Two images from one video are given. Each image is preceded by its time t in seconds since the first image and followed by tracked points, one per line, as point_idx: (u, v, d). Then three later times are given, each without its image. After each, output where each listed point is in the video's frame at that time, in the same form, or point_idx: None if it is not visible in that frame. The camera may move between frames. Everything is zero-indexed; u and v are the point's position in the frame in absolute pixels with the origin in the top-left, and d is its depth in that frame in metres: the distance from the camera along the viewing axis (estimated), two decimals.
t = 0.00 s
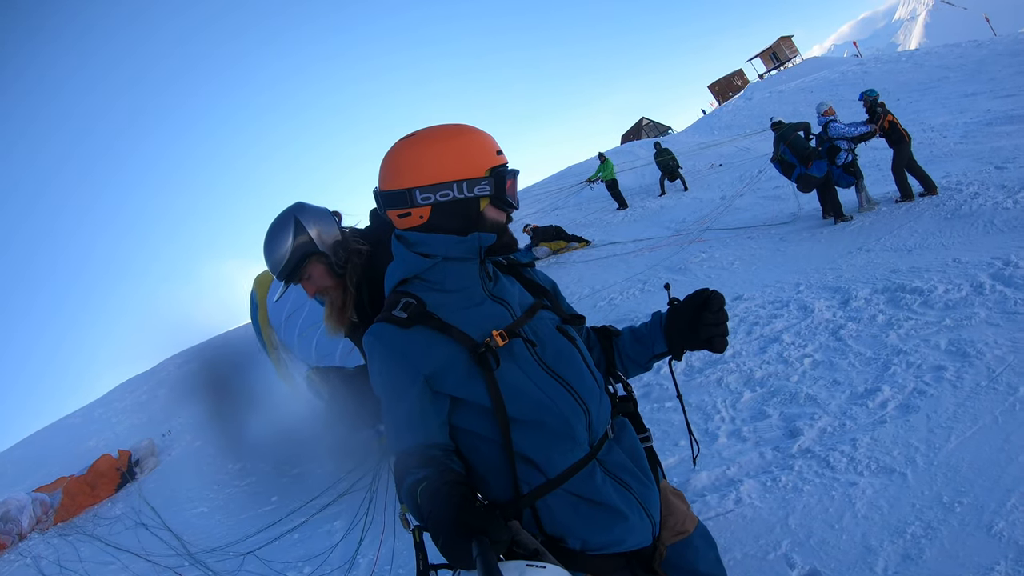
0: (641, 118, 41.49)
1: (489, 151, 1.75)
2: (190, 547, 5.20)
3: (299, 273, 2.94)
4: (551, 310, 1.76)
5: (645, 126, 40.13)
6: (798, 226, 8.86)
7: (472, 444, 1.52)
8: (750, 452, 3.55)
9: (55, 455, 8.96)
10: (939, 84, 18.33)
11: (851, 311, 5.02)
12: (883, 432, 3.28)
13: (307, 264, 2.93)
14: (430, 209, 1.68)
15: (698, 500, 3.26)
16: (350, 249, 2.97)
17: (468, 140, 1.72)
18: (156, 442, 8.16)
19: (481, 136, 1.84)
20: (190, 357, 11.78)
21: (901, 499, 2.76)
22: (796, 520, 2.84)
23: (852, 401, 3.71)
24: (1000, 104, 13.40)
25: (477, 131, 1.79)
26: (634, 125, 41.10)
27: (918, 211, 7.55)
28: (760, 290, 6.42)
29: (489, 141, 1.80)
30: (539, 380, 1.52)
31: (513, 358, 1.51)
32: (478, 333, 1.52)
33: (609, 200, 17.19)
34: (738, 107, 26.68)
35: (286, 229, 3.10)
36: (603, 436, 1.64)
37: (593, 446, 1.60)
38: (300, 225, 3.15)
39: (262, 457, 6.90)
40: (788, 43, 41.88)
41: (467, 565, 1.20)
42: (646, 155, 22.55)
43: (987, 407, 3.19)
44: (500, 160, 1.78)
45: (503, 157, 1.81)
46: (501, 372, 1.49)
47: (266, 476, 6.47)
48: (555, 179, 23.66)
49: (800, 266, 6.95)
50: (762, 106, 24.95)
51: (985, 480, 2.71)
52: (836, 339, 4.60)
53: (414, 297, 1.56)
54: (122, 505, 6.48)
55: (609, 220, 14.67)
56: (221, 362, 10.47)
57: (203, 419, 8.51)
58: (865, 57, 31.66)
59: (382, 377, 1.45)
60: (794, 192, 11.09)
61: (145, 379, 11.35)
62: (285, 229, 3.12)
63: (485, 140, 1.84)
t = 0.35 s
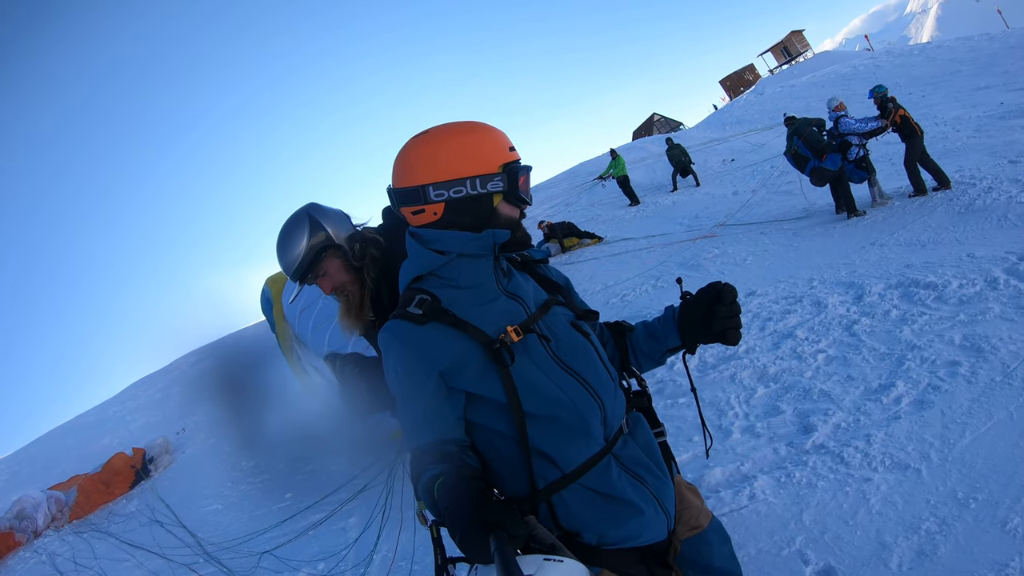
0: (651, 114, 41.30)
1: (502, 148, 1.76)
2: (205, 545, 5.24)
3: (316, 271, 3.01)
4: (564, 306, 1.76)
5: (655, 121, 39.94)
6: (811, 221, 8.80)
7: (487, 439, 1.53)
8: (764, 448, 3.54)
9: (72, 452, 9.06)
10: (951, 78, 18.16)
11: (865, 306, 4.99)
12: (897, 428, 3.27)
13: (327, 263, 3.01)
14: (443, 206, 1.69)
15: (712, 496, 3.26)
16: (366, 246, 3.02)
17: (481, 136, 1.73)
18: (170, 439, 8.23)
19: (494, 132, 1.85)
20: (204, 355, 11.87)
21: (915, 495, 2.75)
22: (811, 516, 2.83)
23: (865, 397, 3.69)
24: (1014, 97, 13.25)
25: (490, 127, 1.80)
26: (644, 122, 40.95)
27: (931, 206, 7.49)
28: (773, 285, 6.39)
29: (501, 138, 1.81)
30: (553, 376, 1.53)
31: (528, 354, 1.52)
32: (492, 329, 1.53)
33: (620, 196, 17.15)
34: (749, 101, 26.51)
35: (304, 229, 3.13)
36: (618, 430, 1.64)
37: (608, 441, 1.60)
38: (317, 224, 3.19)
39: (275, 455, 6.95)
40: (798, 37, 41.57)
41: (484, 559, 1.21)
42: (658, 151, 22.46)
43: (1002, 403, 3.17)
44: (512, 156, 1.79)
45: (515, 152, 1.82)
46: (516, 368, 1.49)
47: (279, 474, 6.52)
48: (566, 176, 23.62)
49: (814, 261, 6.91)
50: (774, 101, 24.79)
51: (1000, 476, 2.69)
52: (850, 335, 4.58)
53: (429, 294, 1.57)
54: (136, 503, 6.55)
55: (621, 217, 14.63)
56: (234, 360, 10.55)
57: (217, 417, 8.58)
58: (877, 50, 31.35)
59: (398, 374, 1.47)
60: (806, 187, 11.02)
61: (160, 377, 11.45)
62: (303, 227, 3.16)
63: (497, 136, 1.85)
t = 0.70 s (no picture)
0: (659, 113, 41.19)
1: (510, 142, 1.76)
2: (213, 541, 5.28)
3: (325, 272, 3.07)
4: (573, 300, 1.76)
5: (664, 121, 39.82)
6: (820, 220, 8.76)
7: (497, 434, 1.53)
8: (773, 446, 3.53)
9: (82, 449, 9.12)
10: (960, 76, 18.03)
11: (874, 304, 4.97)
12: (907, 426, 3.25)
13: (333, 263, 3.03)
14: (451, 201, 1.69)
15: (721, 494, 3.25)
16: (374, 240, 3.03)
17: (488, 132, 1.73)
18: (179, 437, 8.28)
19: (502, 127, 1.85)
20: (213, 353, 11.93)
21: (924, 493, 2.74)
22: (819, 514, 2.83)
23: (875, 395, 3.67)
24: None
25: (497, 122, 1.80)
26: (652, 121, 40.84)
27: (940, 204, 7.45)
28: (782, 284, 6.37)
29: (509, 132, 1.81)
30: (563, 371, 1.53)
31: (537, 349, 1.53)
32: (502, 324, 1.54)
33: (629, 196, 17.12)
34: (758, 100, 26.41)
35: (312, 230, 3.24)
36: (627, 426, 1.64)
37: (617, 436, 1.60)
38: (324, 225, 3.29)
39: (284, 453, 6.98)
40: (807, 35, 41.36)
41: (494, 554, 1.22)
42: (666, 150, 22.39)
43: (1013, 401, 3.15)
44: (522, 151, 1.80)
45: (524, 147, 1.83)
46: (525, 363, 1.50)
47: (288, 472, 6.55)
48: (574, 175, 23.60)
49: (823, 260, 6.88)
50: (783, 100, 24.67)
51: (1010, 474, 2.67)
52: (859, 333, 4.56)
53: (437, 289, 1.58)
54: (145, 500, 6.59)
55: (629, 216, 14.61)
56: (243, 358, 10.60)
57: (226, 415, 8.62)
58: (887, 48, 31.14)
59: (408, 370, 1.48)
60: (815, 185, 10.97)
61: (170, 375, 11.52)
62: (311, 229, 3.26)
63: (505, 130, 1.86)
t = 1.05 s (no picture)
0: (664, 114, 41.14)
1: (512, 142, 1.76)
2: (217, 541, 5.30)
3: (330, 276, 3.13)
4: (576, 301, 1.76)
5: (669, 122, 39.79)
6: (825, 221, 8.73)
7: (498, 434, 1.53)
8: (777, 448, 3.51)
9: (87, 448, 9.16)
10: (967, 77, 17.96)
11: (879, 306, 4.95)
12: (911, 429, 3.23)
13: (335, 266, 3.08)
14: (452, 202, 1.69)
15: (724, 496, 3.25)
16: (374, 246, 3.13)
17: (490, 134, 1.72)
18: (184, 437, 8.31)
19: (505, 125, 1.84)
20: (218, 353, 11.97)
21: (928, 497, 2.72)
22: (822, 517, 2.81)
23: (879, 398, 3.65)
24: None
25: (501, 122, 1.79)
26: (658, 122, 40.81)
27: (946, 206, 7.42)
28: (787, 286, 6.35)
29: (511, 132, 1.79)
30: (564, 372, 1.53)
31: (539, 349, 1.52)
32: (503, 324, 1.54)
33: (634, 197, 17.10)
34: (764, 102, 26.36)
35: (310, 229, 3.24)
36: (629, 427, 1.64)
37: (618, 438, 1.60)
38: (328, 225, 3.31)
39: (288, 453, 6.99)
40: (813, 37, 41.25)
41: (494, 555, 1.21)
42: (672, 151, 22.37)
43: (1018, 404, 3.13)
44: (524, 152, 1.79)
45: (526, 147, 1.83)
46: (526, 363, 1.49)
47: (291, 471, 6.56)
48: (580, 177, 23.60)
49: (828, 261, 6.86)
50: (788, 101, 24.62)
51: (1015, 478, 2.65)
52: (864, 336, 4.54)
53: (439, 288, 1.58)
54: (149, 499, 6.62)
55: (634, 217, 14.59)
56: (248, 359, 10.63)
57: (230, 415, 8.65)
58: (893, 49, 31.04)
59: (409, 369, 1.48)
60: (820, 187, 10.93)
61: (175, 375, 11.56)
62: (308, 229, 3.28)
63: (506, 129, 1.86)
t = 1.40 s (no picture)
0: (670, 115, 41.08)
1: (507, 144, 1.76)
2: (220, 540, 5.32)
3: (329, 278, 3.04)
4: (573, 303, 1.76)
5: (675, 123, 39.73)
6: (830, 223, 8.70)
7: (495, 437, 1.53)
8: (780, 451, 3.50)
9: (93, 448, 9.20)
10: (974, 77, 17.87)
11: (884, 308, 4.93)
12: (915, 432, 3.21)
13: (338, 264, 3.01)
14: (446, 204, 1.68)
15: (727, 498, 3.23)
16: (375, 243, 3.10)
17: (485, 136, 1.71)
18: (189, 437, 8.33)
19: (501, 127, 1.84)
20: (223, 354, 12.01)
21: (932, 500, 2.70)
22: (825, 520, 2.80)
23: (883, 401, 3.63)
24: None
25: (496, 124, 1.79)
26: (664, 123, 40.77)
27: (952, 207, 7.38)
28: (792, 287, 6.33)
29: (507, 135, 1.79)
30: (560, 374, 1.52)
31: (535, 351, 1.52)
32: (500, 327, 1.53)
33: (640, 198, 17.08)
34: (770, 102, 26.29)
35: (310, 235, 3.23)
36: (627, 429, 1.63)
37: (616, 441, 1.59)
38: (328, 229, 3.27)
39: (292, 453, 7.00)
40: (820, 37, 41.09)
41: (490, 558, 1.21)
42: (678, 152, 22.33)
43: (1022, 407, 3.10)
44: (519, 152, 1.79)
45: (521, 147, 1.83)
46: (523, 366, 1.49)
47: (296, 471, 6.57)
48: (586, 178, 23.59)
49: (833, 263, 6.83)
50: (795, 102, 24.55)
51: (1018, 481, 2.63)
52: (868, 337, 4.52)
53: (435, 290, 1.58)
54: (153, 499, 6.64)
55: (639, 218, 14.57)
56: (253, 359, 10.66)
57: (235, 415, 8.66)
58: (900, 49, 30.88)
59: (406, 372, 1.48)
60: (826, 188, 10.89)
61: (180, 375, 11.60)
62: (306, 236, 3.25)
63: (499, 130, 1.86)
